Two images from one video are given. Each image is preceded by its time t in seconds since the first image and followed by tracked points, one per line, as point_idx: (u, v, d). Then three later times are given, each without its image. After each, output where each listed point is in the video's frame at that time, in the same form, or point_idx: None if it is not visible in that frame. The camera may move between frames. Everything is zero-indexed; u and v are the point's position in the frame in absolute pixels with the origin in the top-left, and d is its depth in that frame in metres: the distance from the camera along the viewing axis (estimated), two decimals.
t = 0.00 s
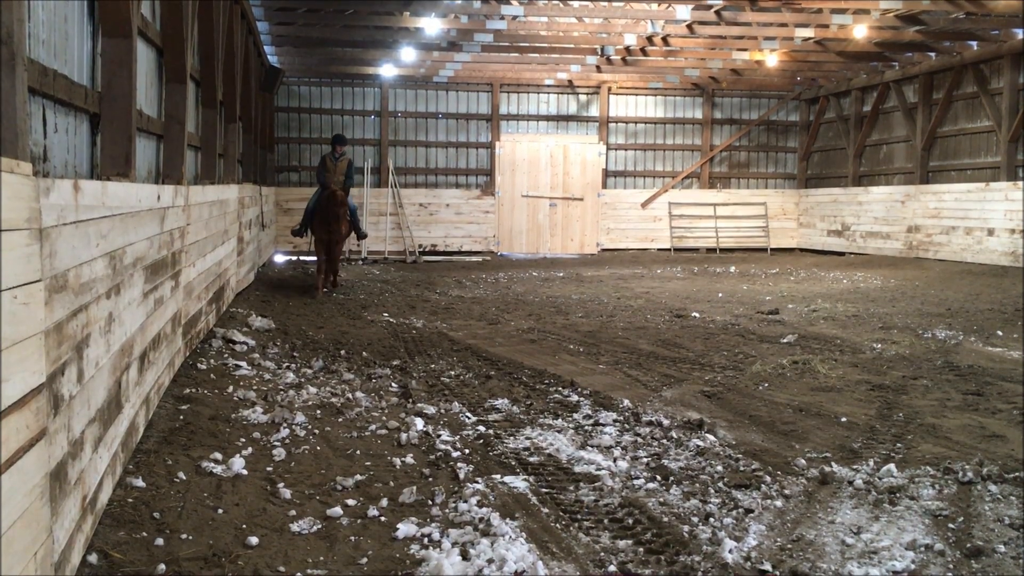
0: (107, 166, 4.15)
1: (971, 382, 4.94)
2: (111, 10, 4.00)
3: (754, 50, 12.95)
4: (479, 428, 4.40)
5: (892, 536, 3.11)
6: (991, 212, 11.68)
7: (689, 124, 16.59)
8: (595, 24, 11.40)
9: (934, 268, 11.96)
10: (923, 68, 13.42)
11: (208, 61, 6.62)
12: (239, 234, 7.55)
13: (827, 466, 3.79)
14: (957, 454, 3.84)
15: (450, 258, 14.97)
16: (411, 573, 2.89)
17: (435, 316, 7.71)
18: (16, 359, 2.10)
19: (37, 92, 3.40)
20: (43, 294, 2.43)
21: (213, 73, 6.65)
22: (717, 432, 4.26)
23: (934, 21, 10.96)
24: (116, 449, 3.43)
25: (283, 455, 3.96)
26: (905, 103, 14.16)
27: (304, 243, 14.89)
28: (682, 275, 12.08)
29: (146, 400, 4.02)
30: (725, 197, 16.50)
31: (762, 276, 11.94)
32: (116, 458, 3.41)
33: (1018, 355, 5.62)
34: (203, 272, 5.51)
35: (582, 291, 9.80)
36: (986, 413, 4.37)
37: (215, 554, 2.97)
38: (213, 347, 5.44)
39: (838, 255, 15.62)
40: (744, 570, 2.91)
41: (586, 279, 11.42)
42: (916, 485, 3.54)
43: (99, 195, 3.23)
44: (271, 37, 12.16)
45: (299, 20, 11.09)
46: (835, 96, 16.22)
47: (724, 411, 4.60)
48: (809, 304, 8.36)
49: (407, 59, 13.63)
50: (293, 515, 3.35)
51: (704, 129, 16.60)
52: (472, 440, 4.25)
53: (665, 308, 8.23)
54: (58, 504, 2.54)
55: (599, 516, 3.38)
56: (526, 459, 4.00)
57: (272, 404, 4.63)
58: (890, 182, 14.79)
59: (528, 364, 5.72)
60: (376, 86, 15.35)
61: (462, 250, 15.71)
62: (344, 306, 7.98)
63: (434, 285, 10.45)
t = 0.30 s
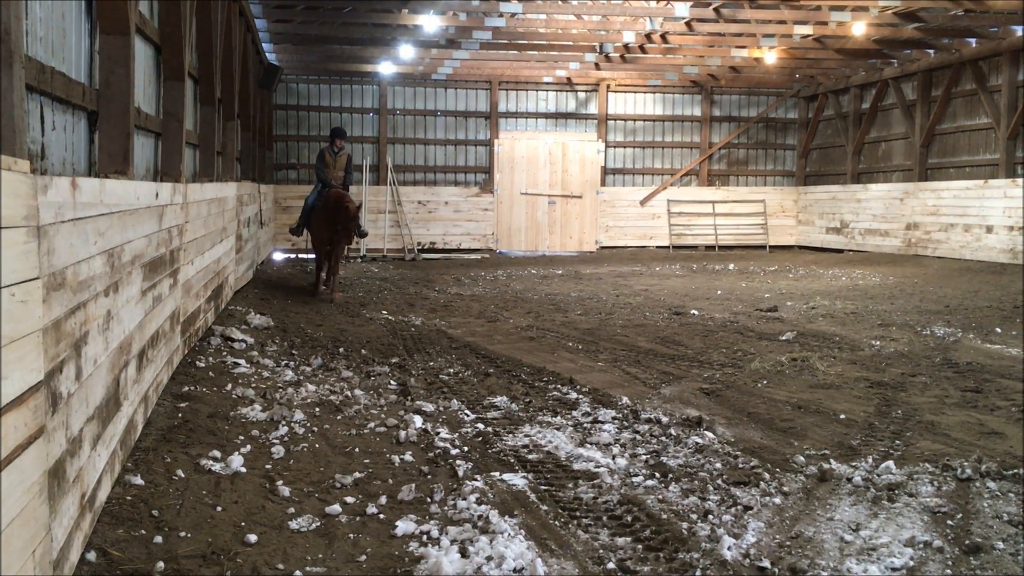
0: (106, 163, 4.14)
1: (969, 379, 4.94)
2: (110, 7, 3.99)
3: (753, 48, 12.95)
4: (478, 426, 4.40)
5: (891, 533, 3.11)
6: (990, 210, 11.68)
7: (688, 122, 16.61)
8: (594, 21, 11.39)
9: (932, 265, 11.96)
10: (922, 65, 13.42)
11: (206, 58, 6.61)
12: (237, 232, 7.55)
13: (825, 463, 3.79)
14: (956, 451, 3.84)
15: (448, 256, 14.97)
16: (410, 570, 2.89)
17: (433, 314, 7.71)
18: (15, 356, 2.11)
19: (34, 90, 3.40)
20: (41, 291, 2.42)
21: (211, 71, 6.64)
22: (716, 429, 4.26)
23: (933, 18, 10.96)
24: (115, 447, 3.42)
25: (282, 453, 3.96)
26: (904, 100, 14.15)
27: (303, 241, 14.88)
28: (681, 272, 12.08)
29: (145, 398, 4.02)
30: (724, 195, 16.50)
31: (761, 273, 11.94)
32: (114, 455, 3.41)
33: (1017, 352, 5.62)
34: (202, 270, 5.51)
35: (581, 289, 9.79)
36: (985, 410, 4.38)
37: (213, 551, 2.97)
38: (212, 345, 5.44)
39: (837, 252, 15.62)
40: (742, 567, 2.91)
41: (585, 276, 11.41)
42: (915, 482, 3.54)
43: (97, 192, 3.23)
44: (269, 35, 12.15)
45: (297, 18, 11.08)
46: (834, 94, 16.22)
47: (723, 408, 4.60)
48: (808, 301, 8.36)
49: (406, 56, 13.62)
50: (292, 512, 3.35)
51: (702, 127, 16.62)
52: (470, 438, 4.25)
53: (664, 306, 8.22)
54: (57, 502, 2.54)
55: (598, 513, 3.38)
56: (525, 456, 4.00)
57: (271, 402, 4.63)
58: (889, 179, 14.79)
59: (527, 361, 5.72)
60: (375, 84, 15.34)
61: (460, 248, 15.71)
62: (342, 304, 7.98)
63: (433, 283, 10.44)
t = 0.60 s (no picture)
0: (103, 163, 4.13)
1: (966, 378, 4.95)
2: (106, 6, 3.97)
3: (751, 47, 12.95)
4: (475, 425, 4.40)
5: (888, 532, 3.11)
6: (986, 208, 11.69)
7: (685, 121, 16.61)
8: (591, 20, 11.40)
9: (930, 264, 11.97)
10: (919, 64, 13.44)
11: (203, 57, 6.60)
12: (235, 231, 7.54)
13: (823, 462, 3.79)
14: (952, 450, 3.85)
15: (446, 256, 14.97)
16: (407, 570, 2.88)
17: (431, 313, 7.71)
18: (11, 355, 2.10)
19: (31, 89, 3.40)
20: (38, 291, 2.42)
21: (208, 70, 6.62)
22: (714, 429, 4.26)
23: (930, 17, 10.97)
24: (112, 446, 3.42)
25: (279, 452, 3.96)
26: (900, 99, 14.17)
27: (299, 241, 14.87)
28: (678, 272, 12.09)
29: (142, 397, 4.01)
30: (721, 194, 16.49)
31: (758, 272, 11.94)
32: (111, 454, 3.40)
33: (1014, 351, 5.62)
34: (199, 269, 5.50)
35: (578, 288, 9.79)
36: (982, 409, 4.38)
37: (211, 551, 2.97)
38: (209, 344, 5.43)
39: (834, 251, 15.63)
40: (740, 566, 2.91)
41: (582, 276, 11.40)
42: (912, 481, 3.54)
43: (95, 191, 3.22)
44: (266, 34, 12.15)
45: (295, 16, 11.08)
46: (831, 94, 16.24)
47: (721, 407, 4.60)
48: (805, 301, 8.36)
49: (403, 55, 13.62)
50: (290, 512, 3.35)
51: (699, 126, 16.63)
52: (468, 437, 4.24)
53: (662, 305, 8.22)
54: (53, 502, 2.54)
55: (596, 513, 3.38)
56: (523, 455, 4.00)
57: (268, 401, 4.62)
58: (886, 178, 14.80)
59: (524, 361, 5.71)
60: (372, 83, 15.34)
61: (457, 247, 15.71)
62: (340, 303, 7.97)
63: (430, 282, 10.44)
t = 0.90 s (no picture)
0: (98, 162, 4.12)
1: (959, 378, 4.96)
2: (100, 5, 3.97)
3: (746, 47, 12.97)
4: (469, 425, 4.40)
5: (881, 532, 3.12)
6: (980, 209, 11.72)
7: (680, 122, 16.63)
8: (586, 21, 11.41)
9: (924, 265, 12.00)
10: (913, 65, 13.46)
11: (197, 57, 6.59)
12: (229, 231, 7.52)
13: (816, 462, 3.80)
14: (945, 450, 3.85)
15: (441, 256, 14.97)
16: (401, 570, 2.88)
17: (425, 313, 7.70)
18: (4, 355, 2.10)
19: (25, 88, 3.39)
20: (31, 291, 2.42)
21: (203, 69, 6.61)
22: (708, 428, 4.26)
23: (924, 18, 10.99)
24: (106, 446, 3.41)
25: (273, 452, 3.95)
26: (895, 100, 14.20)
27: (295, 240, 14.86)
28: (673, 272, 12.10)
29: (136, 397, 4.01)
30: (716, 195, 16.51)
31: (752, 272, 11.97)
32: (105, 454, 3.39)
33: (1008, 351, 5.64)
34: (193, 269, 5.50)
35: (573, 288, 9.81)
36: (975, 409, 4.39)
37: (204, 551, 2.96)
38: (204, 344, 5.42)
39: (829, 251, 15.65)
40: (734, 566, 2.92)
41: (577, 275, 11.41)
42: (905, 481, 3.55)
43: (88, 190, 3.21)
44: (261, 33, 12.13)
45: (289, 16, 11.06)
46: (826, 94, 16.26)
47: (715, 407, 4.61)
48: (799, 301, 8.38)
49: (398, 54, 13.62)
50: (284, 512, 3.35)
51: (694, 127, 16.65)
52: (462, 437, 4.24)
53: (656, 305, 8.23)
54: (47, 502, 2.53)
55: (590, 512, 3.38)
56: (517, 455, 4.00)
57: (263, 401, 4.62)
58: (880, 178, 14.83)
59: (519, 361, 5.71)
60: (367, 83, 15.34)
61: (453, 247, 15.72)
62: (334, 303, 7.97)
63: (426, 282, 10.44)
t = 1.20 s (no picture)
0: (89, 161, 4.10)
1: (950, 378, 4.97)
2: (91, 3, 3.95)
3: (739, 48, 13.00)
4: (462, 425, 4.39)
5: (873, 531, 3.12)
6: (972, 209, 11.75)
7: (673, 122, 16.66)
8: (580, 21, 11.42)
9: (916, 265, 12.04)
10: (905, 66, 13.50)
11: (190, 56, 6.58)
12: (222, 230, 7.50)
13: (809, 462, 3.81)
14: (937, 449, 3.87)
15: (434, 255, 14.97)
16: (393, 570, 2.88)
17: (419, 313, 7.69)
18: None
19: (16, 87, 3.38)
20: (22, 290, 2.41)
21: (195, 68, 6.60)
22: (700, 428, 4.27)
23: (916, 19, 11.02)
24: (97, 446, 3.40)
25: (266, 452, 3.95)
26: (887, 100, 14.24)
27: (288, 240, 14.85)
28: (667, 272, 12.12)
29: (128, 397, 4.00)
30: (709, 195, 16.54)
31: (745, 272, 12.00)
32: (97, 455, 3.38)
33: (1000, 352, 5.65)
34: (186, 268, 5.49)
35: (566, 288, 9.82)
36: (967, 409, 4.41)
37: (196, 551, 2.96)
38: (196, 344, 5.41)
39: (821, 251, 15.70)
40: (726, 565, 2.92)
41: (571, 275, 11.41)
42: (897, 481, 3.56)
43: (79, 190, 3.20)
44: (254, 33, 12.12)
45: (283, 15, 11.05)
46: (819, 94, 16.30)
47: (707, 407, 4.61)
48: (792, 301, 8.40)
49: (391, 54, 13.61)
50: (276, 512, 3.34)
51: (687, 127, 16.68)
52: (455, 437, 4.24)
53: (649, 305, 8.25)
54: (37, 502, 2.52)
55: (583, 512, 3.38)
56: (510, 455, 4.00)
57: (255, 401, 4.61)
58: (872, 179, 14.87)
59: (512, 361, 5.71)
60: (360, 83, 15.32)
61: (446, 247, 15.75)
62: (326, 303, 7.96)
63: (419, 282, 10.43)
